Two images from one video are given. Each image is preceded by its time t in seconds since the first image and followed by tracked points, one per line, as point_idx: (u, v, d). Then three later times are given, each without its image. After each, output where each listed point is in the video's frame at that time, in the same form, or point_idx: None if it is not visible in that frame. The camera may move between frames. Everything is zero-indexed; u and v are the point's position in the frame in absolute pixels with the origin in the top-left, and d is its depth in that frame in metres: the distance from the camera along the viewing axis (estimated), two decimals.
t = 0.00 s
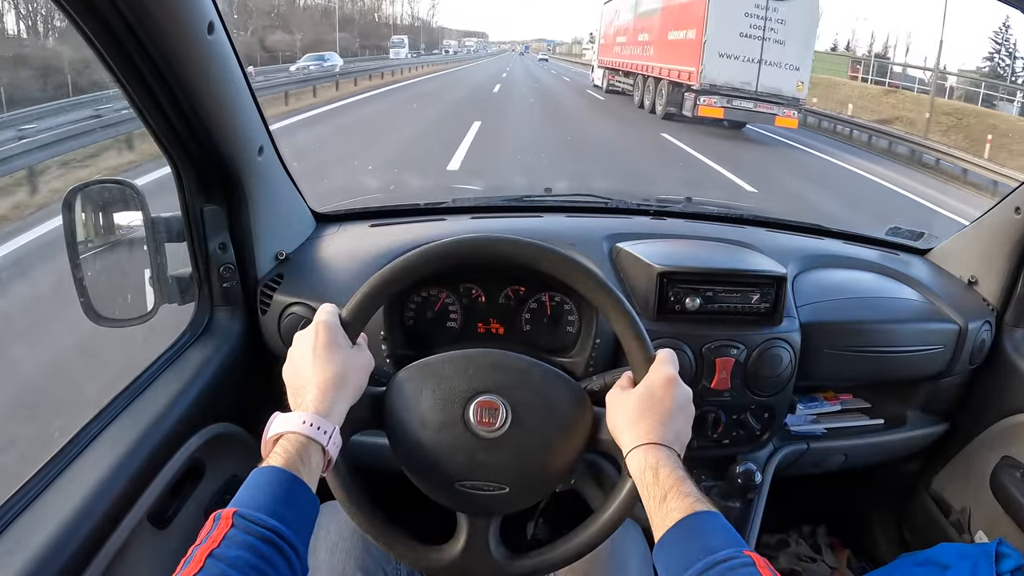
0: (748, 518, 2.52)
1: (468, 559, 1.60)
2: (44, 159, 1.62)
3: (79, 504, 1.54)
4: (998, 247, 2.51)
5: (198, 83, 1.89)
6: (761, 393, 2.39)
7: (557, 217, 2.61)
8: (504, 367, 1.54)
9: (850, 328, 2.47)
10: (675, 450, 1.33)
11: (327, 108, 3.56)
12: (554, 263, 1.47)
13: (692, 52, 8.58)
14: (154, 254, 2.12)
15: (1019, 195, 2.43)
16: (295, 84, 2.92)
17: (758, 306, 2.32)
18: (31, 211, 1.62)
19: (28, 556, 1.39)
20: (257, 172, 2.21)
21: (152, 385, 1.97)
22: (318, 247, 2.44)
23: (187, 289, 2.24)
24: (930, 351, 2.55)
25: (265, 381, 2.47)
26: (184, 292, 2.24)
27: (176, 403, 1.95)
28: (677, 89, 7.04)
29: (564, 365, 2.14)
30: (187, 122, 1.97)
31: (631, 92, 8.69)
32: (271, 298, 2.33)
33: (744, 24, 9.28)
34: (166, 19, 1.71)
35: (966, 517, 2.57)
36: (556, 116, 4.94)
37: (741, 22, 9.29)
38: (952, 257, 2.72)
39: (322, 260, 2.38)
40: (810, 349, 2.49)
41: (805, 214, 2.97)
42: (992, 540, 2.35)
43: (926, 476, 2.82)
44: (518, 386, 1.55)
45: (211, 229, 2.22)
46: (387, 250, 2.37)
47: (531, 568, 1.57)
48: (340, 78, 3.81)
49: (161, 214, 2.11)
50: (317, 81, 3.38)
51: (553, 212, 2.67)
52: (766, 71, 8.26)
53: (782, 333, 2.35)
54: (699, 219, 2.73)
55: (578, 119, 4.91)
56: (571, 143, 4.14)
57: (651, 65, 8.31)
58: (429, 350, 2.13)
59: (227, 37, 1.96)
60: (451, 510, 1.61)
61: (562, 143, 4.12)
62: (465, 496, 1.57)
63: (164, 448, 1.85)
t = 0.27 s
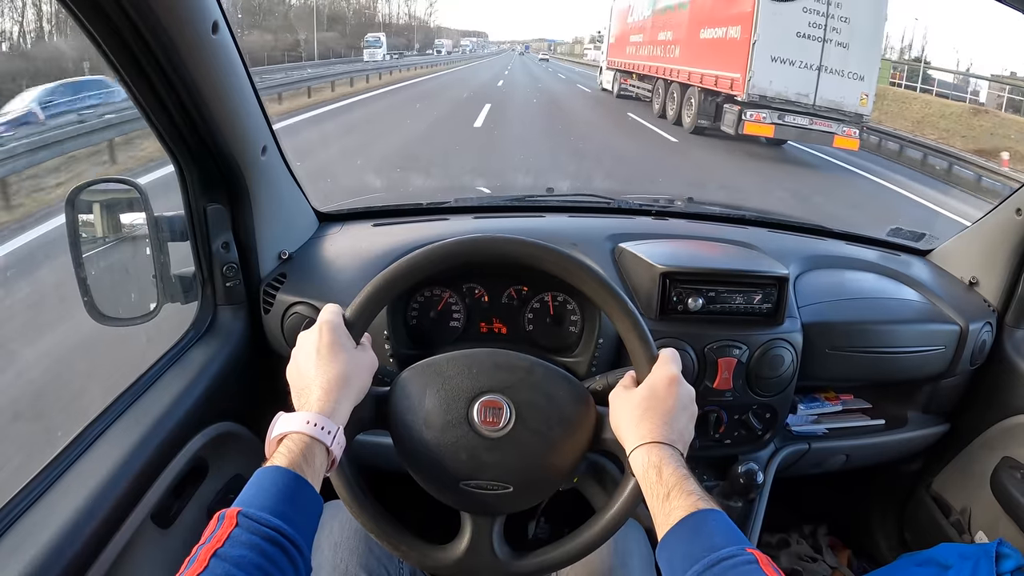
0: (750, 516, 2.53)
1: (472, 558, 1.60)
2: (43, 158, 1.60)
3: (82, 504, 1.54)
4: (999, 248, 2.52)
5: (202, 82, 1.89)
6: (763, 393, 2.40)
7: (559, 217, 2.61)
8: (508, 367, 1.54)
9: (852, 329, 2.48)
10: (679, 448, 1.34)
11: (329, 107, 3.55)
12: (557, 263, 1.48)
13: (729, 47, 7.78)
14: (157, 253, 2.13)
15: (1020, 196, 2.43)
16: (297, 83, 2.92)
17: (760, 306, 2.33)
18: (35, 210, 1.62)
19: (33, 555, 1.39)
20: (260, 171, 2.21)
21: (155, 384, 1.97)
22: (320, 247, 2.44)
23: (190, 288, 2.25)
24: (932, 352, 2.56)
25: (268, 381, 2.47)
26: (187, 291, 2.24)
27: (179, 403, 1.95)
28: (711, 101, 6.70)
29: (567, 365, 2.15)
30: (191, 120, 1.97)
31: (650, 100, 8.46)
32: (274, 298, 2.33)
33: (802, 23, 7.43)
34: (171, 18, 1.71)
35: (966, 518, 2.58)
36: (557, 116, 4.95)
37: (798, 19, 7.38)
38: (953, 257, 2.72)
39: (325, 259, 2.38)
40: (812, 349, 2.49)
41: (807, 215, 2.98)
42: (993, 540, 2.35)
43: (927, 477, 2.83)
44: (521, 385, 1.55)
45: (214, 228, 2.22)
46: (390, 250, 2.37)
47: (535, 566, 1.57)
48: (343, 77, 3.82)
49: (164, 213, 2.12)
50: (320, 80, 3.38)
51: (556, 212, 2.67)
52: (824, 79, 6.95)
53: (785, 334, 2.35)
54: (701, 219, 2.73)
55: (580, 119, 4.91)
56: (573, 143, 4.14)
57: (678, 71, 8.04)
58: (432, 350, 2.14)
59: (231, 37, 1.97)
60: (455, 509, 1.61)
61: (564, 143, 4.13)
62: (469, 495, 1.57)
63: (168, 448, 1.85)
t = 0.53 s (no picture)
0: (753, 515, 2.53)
1: (475, 558, 1.60)
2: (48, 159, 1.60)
3: (85, 503, 1.54)
4: (1001, 247, 2.52)
5: (205, 80, 1.89)
6: (766, 393, 2.40)
7: (561, 217, 2.61)
8: (511, 366, 1.54)
9: (854, 329, 2.48)
10: (682, 446, 1.33)
11: (331, 106, 3.54)
12: (560, 262, 1.47)
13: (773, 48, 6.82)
14: (159, 252, 2.13)
15: None
16: (299, 82, 2.92)
17: (762, 306, 2.32)
18: (39, 210, 1.62)
19: (35, 554, 1.39)
20: (262, 170, 2.21)
21: (157, 383, 1.97)
22: (322, 246, 2.44)
23: (192, 287, 2.25)
24: (933, 351, 2.56)
25: (269, 380, 2.47)
26: (189, 290, 2.24)
27: (181, 402, 1.95)
28: (750, 108, 6.23)
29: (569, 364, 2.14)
30: (193, 118, 1.97)
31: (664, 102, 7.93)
32: (276, 297, 2.33)
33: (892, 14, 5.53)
34: (175, 17, 1.71)
35: (968, 518, 2.58)
36: (558, 116, 4.94)
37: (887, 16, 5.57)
38: (955, 258, 2.73)
39: (327, 258, 2.38)
40: (815, 350, 2.49)
41: (809, 215, 2.98)
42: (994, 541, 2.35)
43: (928, 476, 2.83)
44: (524, 384, 1.55)
45: (216, 227, 2.21)
46: (393, 249, 2.37)
47: (539, 566, 1.57)
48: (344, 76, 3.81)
49: (167, 211, 2.12)
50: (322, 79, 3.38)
51: (558, 212, 2.67)
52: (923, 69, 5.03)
53: (787, 334, 2.35)
54: (703, 218, 2.73)
55: (581, 119, 4.92)
56: (574, 142, 4.14)
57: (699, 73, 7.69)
58: (435, 349, 2.14)
59: (234, 35, 1.96)
60: (459, 509, 1.61)
61: (565, 142, 4.12)
62: (473, 495, 1.57)
63: (170, 447, 1.85)
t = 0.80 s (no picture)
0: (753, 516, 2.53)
1: (477, 559, 1.61)
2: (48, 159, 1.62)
3: (86, 504, 1.55)
4: (1001, 248, 2.51)
5: (206, 82, 1.90)
6: (766, 394, 2.40)
7: (562, 218, 2.62)
8: (511, 367, 1.54)
9: (855, 330, 2.48)
10: (682, 446, 1.34)
11: (331, 107, 3.55)
12: (559, 263, 1.48)
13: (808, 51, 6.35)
14: (160, 254, 2.15)
15: None
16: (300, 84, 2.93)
17: (762, 308, 2.33)
18: (40, 211, 1.62)
19: (38, 555, 1.40)
20: (263, 172, 2.22)
21: (158, 385, 1.97)
22: (324, 248, 2.44)
23: (193, 289, 2.26)
24: (934, 353, 2.56)
25: (270, 381, 2.48)
26: (191, 292, 2.25)
27: (182, 403, 1.95)
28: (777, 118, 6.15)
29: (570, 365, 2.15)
30: (194, 121, 1.97)
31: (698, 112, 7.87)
32: (278, 298, 2.33)
33: None
34: (177, 20, 1.71)
35: (968, 518, 2.58)
36: (559, 117, 4.95)
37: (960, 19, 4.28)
38: (955, 259, 2.72)
39: (329, 260, 2.38)
40: (815, 351, 2.49)
41: (809, 216, 2.98)
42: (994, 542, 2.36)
43: (929, 476, 2.84)
44: (525, 386, 1.55)
45: (217, 229, 2.22)
46: (394, 251, 2.38)
47: (541, 567, 1.58)
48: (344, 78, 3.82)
49: (168, 214, 2.14)
50: (322, 81, 3.39)
51: (558, 213, 2.67)
52: None
53: (787, 335, 2.35)
54: (703, 220, 2.74)
55: (581, 120, 4.92)
56: (574, 143, 4.14)
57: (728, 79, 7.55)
58: (436, 350, 2.15)
59: (235, 37, 1.97)
60: (460, 510, 1.61)
61: (566, 144, 4.13)
62: (474, 497, 1.57)
63: (171, 448, 1.86)
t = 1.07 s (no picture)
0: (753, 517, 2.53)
1: (476, 560, 1.61)
2: (46, 159, 1.62)
3: (84, 505, 1.54)
4: (1002, 248, 2.50)
5: (206, 82, 1.89)
6: (765, 394, 2.40)
7: (561, 218, 2.61)
8: (510, 368, 1.54)
9: (854, 330, 2.48)
10: (681, 446, 1.34)
11: (330, 107, 3.55)
12: (558, 264, 1.48)
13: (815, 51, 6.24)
14: (159, 253, 2.15)
15: None
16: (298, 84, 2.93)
17: (762, 308, 2.32)
18: (37, 211, 1.62)
19: (36, 556, 1.39)
20: (262, 172, 2.21)
21: (157, 385, 1.97)
22: (322, 248, 2.44)
23: (192, 289, 2.26)
24: (933, 353, 2.56)
25: (269, 381, 2.47)
26: (189, 292, 2.25)
27: (181, 403, 1.95)
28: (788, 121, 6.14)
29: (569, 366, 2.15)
30: (193, 121, 1.97)
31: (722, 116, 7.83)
32: (276, 298, 2.33)
33: None
34: (176, 20, 1.71)
35: (968, 519, 2.58)
36: (558, 117, 4.94)
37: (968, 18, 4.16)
38: (956, 259, 2.70)
39: (328, 260, 2.38)
40: (814, 351, 2.49)
41: (809, 216, 2.98)
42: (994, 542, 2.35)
43: (929, 476, 2.84)
44: (524, 386, 1.55)
45: (216, 229, 2.22)
46: (393, 251, 2.37)
47: (540, 568, 1.58)
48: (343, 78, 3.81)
49: (167, 213, 2.14)
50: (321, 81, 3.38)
51: (558, 213, 2.67)
52: None
53: (787, 335, 2.35)
54: (702, 219, 2.73)
55: (580, 120, 4.92)
56: (573, 143, 4.14)
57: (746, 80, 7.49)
58: (434, 351, 2.14)
59: (234, 37, 1.96)
60: (459, 510, 1.61)
61: (565, 144, 4.12)
62: (473, 497, 1.57)
63: (169, 448, 1.85)
